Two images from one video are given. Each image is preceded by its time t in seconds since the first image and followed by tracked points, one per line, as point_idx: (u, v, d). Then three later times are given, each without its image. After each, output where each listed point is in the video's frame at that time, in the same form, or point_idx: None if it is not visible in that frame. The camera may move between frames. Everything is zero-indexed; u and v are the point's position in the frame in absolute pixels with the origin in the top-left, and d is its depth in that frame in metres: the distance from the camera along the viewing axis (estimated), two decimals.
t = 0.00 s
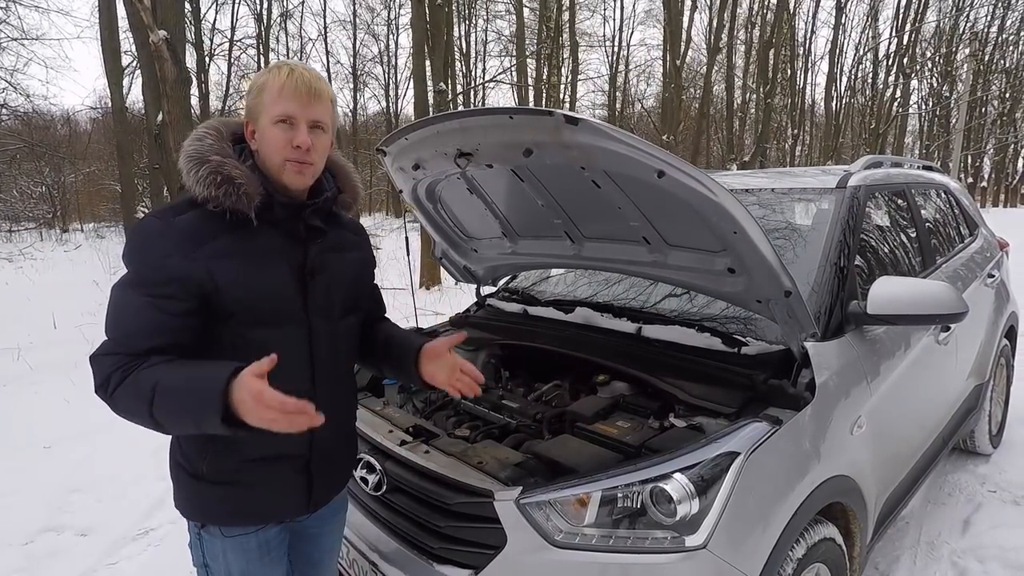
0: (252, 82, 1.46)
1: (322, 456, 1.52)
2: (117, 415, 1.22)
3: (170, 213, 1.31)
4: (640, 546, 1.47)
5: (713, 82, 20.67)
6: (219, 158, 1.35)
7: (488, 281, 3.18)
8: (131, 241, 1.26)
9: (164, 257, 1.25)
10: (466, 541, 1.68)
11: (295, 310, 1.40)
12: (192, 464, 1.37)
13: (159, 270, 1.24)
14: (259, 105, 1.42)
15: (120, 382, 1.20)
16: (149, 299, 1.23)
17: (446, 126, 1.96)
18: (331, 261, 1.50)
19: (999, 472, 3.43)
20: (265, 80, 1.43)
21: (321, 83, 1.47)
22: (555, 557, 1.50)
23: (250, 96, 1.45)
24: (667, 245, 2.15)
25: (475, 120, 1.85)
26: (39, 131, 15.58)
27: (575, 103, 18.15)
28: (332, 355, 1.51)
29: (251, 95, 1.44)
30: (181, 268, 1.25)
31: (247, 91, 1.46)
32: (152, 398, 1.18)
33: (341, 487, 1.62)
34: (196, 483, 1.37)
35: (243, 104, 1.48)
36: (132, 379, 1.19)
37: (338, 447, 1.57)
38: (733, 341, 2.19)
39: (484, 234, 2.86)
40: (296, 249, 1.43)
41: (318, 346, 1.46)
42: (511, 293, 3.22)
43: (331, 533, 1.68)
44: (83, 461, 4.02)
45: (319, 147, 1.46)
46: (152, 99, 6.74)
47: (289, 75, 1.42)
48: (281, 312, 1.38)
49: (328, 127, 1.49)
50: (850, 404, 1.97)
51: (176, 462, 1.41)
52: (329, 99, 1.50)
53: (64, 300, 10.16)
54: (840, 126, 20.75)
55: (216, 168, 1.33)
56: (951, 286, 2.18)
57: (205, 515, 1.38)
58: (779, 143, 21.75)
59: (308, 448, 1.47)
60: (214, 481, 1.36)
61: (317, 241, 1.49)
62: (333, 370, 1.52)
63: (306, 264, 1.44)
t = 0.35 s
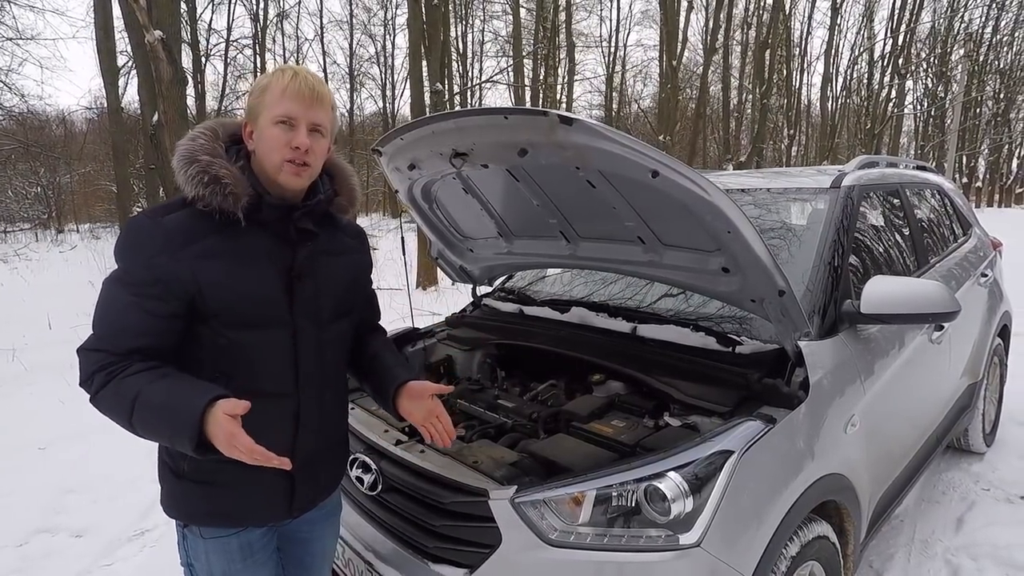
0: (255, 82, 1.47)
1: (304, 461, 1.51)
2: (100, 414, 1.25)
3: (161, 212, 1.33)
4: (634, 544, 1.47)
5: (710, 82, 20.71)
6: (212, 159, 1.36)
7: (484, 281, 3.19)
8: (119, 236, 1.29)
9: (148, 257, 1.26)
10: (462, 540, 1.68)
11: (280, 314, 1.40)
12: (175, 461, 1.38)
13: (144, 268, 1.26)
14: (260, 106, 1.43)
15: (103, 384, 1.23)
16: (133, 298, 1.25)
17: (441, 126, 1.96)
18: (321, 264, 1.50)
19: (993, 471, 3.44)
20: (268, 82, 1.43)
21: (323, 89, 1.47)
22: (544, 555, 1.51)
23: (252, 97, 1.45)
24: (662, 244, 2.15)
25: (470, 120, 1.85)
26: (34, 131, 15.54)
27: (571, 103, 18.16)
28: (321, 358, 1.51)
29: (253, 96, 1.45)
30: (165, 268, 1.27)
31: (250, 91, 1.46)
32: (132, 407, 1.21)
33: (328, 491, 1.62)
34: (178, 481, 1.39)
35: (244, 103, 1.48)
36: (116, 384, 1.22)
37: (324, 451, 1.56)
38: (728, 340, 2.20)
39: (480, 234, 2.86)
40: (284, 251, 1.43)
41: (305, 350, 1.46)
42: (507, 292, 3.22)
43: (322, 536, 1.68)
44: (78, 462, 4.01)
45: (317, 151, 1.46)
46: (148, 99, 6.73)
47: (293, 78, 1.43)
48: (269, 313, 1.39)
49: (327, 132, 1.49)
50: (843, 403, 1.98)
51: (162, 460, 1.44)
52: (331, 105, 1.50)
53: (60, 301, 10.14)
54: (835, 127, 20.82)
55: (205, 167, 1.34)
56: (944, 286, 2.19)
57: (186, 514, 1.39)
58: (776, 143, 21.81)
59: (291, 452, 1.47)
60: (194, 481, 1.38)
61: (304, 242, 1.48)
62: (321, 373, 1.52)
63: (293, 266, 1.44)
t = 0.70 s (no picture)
0: (240, 79, 1.46)
1: (295, 462, 1.50)
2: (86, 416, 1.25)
3: (144, 212, 1.34)
4: (629, 542, 1.47)
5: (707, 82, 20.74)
6: (190, 158, 1.36)
7: (480, 280, 3.18)
8: (103, 237, 1.29)
9: (132, 257, 1.26)
10: (458, 539, 1.68)
11: (266, 314, 1.40)
12: (164, 463, 1.38)
13: (128, 269, 1.26)
14: (243, 105, 1.42)
15: (88, 388, 1.23)
16: (116, 299, 1.25)
17: (437, 125, 1.96)
18: (305, 262, 1.50)
19: (988, 469, 3.46)
20: (252, 80, 1.43)
21: (309, 89, 1.46)
22: (539, 553, 1.50)
23: (235, 94, 1.45)
24: (658, 243, 2.15)
25: (465, 119, 1.85)
26: (29, 131, 15.46)
27: (568, 102, 18.16)
28: (308, 357, 1.50)
29: (237, 93, 1.44)
30: (147, 267, 1.27)
31: (234, 88, 1.45)
32: (118, 411, 1.21)
33: (320, 492, 1.62)
34: (168, 482, 1.38)
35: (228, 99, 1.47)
36: (102, 388, 1.22)
37: (314, 452, 1.56)
38: (724, 338, 2.20)
39: (476, 232, 2.86)
40: (267, 249, 1.43)
41: (291, 349, 1.45)
42: (504, 291, 3.22)
43: (316, 535, 1.67)
44: (72, 462, 3.99)
45: (298, 152, 1.45)
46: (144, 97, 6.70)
47: (277, 77, 1.42)
48: (255, 311, 1.39)
49: (310, 132, 1.48)
50: (839, 401, 1.99)
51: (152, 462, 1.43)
52: (316, 105, 1.49)
53: (55, 301, 10.10)
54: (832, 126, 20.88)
55: (182, 166, 1.35)
56: (938, 285, 2.20)
57: (177, 515, 1.39)
58: (773, 143, 21.86)
59: (282, 452, 1.47)
60: (184, 482, 1.37)
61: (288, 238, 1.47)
62: (309, 372, 1.51)
63: (276, 265, 1.43)
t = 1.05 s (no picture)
0: (229, 75, 1.44)
1: (290, 462, 1.50)
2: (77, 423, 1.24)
3: (135, 212, 1.32)
4: (626, 543, 1.47)
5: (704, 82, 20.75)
6: (180, 157, 1.35)
7: (477, 279, 3.17)
8: (91, 239, 1.28)
9: (122, 260, 1.25)
10: (454, 539, 1.67)
11: (259, 313, 1.39)
12: (158, 465, 1.37)
13: (118, 272, 1.24)
14: (232, 102, 1.41)
15: (79, 394, 1.22)
16: (105, 302, 1.23)
17: (434, 123, 1.95)
18: (299, 262, 1.49)
19: (984, 467, 3.46)
20: (241, 76, 1.41)
21: (298, 85, 1.45)
22: (536, 554, 1.50)
23: (224, 91, 1.43)
24: (655, 242, 2.15)
25: (462, 118, 1.84)
26: (24, 130, 15.39)
27: (566, 102, 18.14)
28: (302, 357, 1.49)
29: (226, 90, 1.43)
30: (137, 269, 1.25)
31: (222, 85, 1.44)
32: (113, 417, 1.21)
33: (315, 493, 1.61)
34: (163, 484, 1.37)
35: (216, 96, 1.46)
36: (95, 394, 1.21)
37: (310, 452, 1.55)
38: (722, 337, 2.20)
39: (473, 232, 2.85)
40: (261, 249, 1.42)
41: (285, 349, 1.44)
42: (501, 291, 3.21)
43: (312, 534, 1.67)
44: (67, 463, 3.97)
45: (289, 149, 1.44)
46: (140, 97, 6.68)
47: (267, 73, 1.41)
48: (249, 311, 1.38)
49: (301, 129, 1.47)
50: (836, 400, 1.98)
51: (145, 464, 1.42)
52: (306, 102, 1.48)
53: (51, 301, 10.07)
54: (829, 126, 20.91)
55: (172, 167, 1.33)
56: (936, 284, 2.19)
57: (172, 517, 1.37)
58: (771, 142, 21.87)
59: (277, 453, 1.46)
60: (179, 483, 1.36)
61: (281, 237, 1.46)
62: (304, 371, 1.50)
63: (268, 265, 1.42)
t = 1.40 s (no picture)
0: (222, 74, 1.44)
1: (289, 463, 1.49)
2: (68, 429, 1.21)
3: (131, 214, 1.31)
4: (625, 543, 1.47)
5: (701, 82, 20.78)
6: (176, 159, 1.34)
7: (475, 279, 3.17)
8: (83, 240, 1.26)
9: (116, 262, 1.23)
10: (452, 540, 1.67)
11: (256, 315, 1.39)
12: (155, 469, 1.36)
13: (113, 272, 1.23)
14: (226, 102, 1.40)
15: (73, 401, 1.20)
16: (97, 305, 1.22)
17: (432, 123, 1.94)
18: (294, 264, 1.49)
19: (981, 467, 3.47)
20: (235, 77, 1.41)
21: (293, 86, 1.45)
22: (533, 553, 1.50)
23: (218, 91, 1.43)
24: (653, 242, 2.15)
25: (460, 117, 1.84)
26: (20, 130, 15.35)
27: (563, 102, 18.15)
28: (299, 358, 1.49)
29: (220, 91, 1.42)
30: (131, 271, 1.24)
31: (216, 84, 1.43)
32: (111, 423, 1.19)
33: (313, 493, 1.60)
34: (160, 488, 1.36)
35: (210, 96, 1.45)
36: (90, 401, 1.20)
37: (308, 452, 1.55)
38: (720, 337, 2.20)
39: (471, 232, 2.85)
40: (257, 252, 1.42)
41: (283, 350, 1.44)
42: (499, 291, 3.21)
43: (309, 534, 1.67)
44: (63, 464, 3.96)
45: (284, 151, 1.44)
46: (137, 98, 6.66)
47: (262, 74, 1.41)
48: (246, 313, 1.37)
49: (296, 130, 1.47)
50: (834, 400, 1.98)
51: (141, 468, 1.41)
52: (301, 103, 1.48)
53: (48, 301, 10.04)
54: (826, 126, 20.95)
55: (171, 169, 1.32)
56: (933, 284, 2.20)
57: (170, 521, 1.37)
58: (768, 142, 21.91)
59: (275, 454, 1.46)
60: (176, 487, 1.35)
61: (278, 239, 1.46)
62: (302, 372, 1.50)
63: (265, 266, 1.42)
